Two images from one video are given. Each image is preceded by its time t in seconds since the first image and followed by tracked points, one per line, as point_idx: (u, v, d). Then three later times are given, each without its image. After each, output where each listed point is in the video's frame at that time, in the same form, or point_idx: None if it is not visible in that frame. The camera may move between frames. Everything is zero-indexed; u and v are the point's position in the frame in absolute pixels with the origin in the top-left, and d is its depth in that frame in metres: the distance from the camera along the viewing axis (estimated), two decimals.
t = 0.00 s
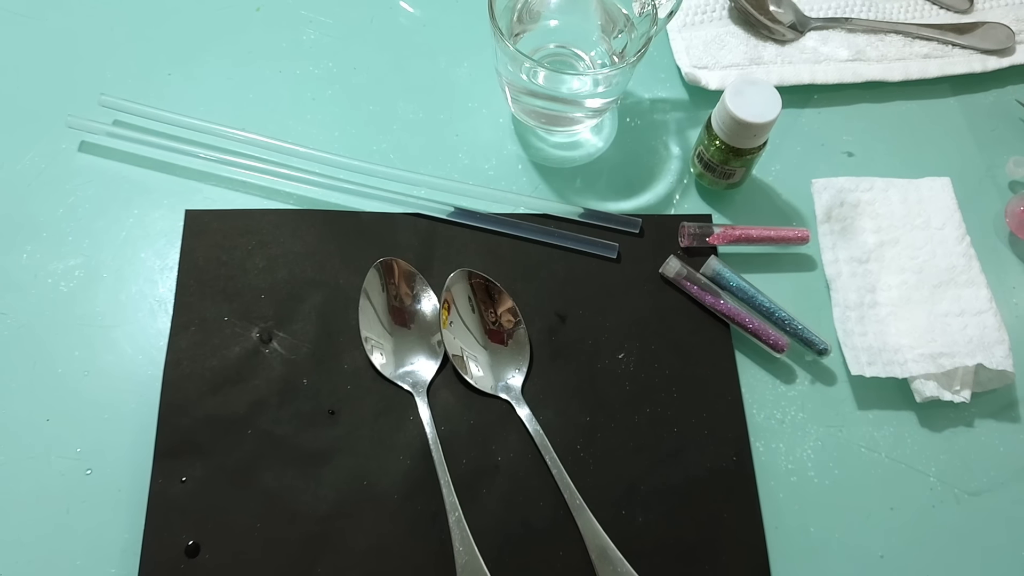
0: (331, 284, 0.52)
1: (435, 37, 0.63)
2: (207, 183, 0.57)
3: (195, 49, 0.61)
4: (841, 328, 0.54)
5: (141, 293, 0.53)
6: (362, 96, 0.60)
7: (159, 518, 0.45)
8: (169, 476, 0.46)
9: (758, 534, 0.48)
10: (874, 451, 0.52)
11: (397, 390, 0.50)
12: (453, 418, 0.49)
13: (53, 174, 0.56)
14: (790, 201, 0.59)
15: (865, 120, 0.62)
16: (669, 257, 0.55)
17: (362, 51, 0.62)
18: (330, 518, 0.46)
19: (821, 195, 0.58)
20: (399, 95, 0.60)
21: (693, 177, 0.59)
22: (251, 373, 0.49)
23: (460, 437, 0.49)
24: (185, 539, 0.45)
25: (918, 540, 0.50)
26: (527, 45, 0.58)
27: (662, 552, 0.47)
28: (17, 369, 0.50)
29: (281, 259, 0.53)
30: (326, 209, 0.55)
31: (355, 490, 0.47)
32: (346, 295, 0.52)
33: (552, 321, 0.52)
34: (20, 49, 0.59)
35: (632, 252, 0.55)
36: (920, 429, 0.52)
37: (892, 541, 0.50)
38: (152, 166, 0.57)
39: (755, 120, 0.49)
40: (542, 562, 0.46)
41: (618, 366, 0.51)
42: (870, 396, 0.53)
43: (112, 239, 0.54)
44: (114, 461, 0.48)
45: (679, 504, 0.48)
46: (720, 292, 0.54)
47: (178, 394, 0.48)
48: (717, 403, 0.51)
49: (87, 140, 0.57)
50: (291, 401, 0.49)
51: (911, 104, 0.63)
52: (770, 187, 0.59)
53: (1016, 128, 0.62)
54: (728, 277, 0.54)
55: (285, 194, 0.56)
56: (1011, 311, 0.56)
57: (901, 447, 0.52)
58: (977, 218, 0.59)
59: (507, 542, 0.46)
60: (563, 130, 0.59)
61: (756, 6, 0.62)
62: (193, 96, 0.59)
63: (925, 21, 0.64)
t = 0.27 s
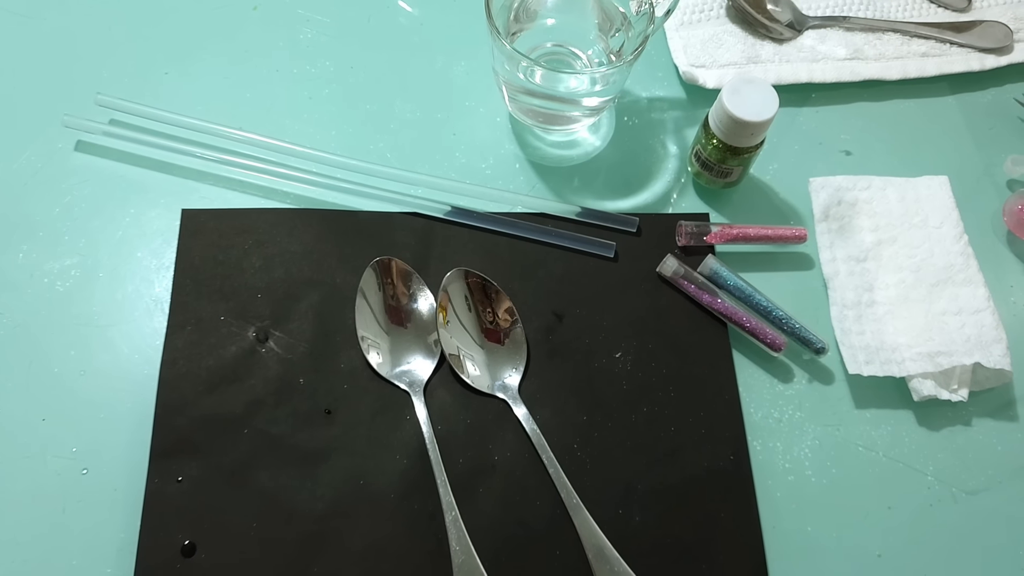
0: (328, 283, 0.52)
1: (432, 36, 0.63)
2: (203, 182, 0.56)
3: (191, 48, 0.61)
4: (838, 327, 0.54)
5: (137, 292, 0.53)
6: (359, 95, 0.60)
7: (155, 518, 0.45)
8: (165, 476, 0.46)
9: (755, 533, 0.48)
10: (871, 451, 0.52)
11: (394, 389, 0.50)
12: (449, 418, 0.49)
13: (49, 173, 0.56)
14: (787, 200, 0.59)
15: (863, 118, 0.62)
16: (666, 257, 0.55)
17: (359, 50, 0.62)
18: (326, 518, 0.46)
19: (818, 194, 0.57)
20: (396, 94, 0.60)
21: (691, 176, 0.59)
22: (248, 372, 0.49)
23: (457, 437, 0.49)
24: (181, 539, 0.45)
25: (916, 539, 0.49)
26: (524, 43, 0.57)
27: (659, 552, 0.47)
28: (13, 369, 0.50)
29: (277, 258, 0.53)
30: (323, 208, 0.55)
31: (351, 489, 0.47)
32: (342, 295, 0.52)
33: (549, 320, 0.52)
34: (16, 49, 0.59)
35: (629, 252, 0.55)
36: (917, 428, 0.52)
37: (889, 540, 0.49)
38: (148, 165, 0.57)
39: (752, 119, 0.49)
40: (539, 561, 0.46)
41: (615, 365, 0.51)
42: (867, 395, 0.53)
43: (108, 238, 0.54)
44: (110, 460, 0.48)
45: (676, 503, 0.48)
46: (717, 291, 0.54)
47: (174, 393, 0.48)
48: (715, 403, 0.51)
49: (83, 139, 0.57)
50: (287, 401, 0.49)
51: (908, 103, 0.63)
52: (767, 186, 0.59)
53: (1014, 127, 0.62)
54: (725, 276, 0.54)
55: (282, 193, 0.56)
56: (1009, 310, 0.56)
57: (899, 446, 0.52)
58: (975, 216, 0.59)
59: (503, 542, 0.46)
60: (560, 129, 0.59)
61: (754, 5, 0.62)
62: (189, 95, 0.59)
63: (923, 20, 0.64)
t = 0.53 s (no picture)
0: (327, 282, 0.52)
1: (431, 35, 0.63)
2: (203, 181, 0.56)
3: (191, 46, 0.60)
4: (838, 326, 0.54)
5: (137, 291, 0.53)
6: (358, 94, 0.60)
7: (154, 517, 0.45)
8: (164, 475, 0.46)
9: (754, 532, 0.48)
10: (871, 450, 0.52)
11: (393, 388, 0.50)
12: (449, 416, 0.49)
13: (48, 172, 0.56)
14: (787, 199, 0.59)
15: (862, 117, 0.62)
16: (666, 256, 0.55)
17: (358, 49, 0.61)
18: (326, 517, 0.46)
19: (818, 193, 0.57)
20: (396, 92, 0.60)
21: (690, 175, 0.59)
22: (247, 371, 0.49)
23: (457, 436, 0.49)
24: (180, 539, 0.45)
25: (916, 538, 0.49)
26: (524, 42, 0.57)
27: (658, 551, 0.47)
28: (13, 367, 0.50)
29: (277, 257, 0.53)
30: (322, 207, 0.55)
31: (351, 489, 0.47)
32: (342, 293, 0.52)
33: (549, 319, 0.52)
34: (15, 47, 0.59)
35: (628, 250, 0.55)
36: (917, 428, 0.52)
37: (889, 539, 0.49)
38: (148, 164, 0.57)
39: (751, 118, 0.49)
40: (539, 560, 0.46)
41: (615, 364, 0.51)
42: (867, 394, 0.53)
43: (108, 237, 0.54)
44: (110, 459, 0.48)
45: (676, 502, 0.48)
46: (717, 290, 0.54)
47: (173, 392, 0.48)
48: (714, 401, 0.51)
49: (82, 138, 0.57)
50: (287, 400, 0.49)
51: (908, 102, 0.63)
52: (767, 185, 0.59)
53: (1014, 126, 0.62)
54: (724, 275, 0.54)
55: (281, 192, 0.56)
56: (1008, 309, 0.56)
57: (898, 445, 0.52)
58: (975, 216, 0.59)
59: (503, 541, 0.46)
60: (560, 128, 0.59)
61: (754, 4, 0.62)
62: (189, 94, 0.59)
63: (923, 19, 0.63)
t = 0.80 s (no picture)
0: (330, 280, 0.52)
1: (434, 33, 0.62)
2: (205, 178, 0.56)
3: (193, 44, 0.60)
4: (840, 325, 0.54)
5: (139, 289, 0.53)
6: (361, 91, 0.60)
7: (157, 514, 0.45)
8: (167, 472, 0.46)
9: (757, 531, 0.48)
10: (873, 449, 0.52)
11: (396, 386, 0.50)
12: (452, 414, 0.49)
13: (51, 169, 0.56)
14: (790, 197, 0.58)
15: (865, 116, 0.62)
16: (669, 254, 0.55)
17: (361, 47, 0.61)
18: (329, 515, 0.46)
19: (821, 192, 0.57)
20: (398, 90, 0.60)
21: (693, 174, 0.59)
22: (250, 369, 0.49)
23: (459, 434, 0.49)
24: (183, 536, 0.44)
25: (918, 537, 0.49)
26: (527, 40, 0.57)
27: (661, 549, 0.47)
28: (15, 365, 0.50)
29: (280, 255, 0.53)
30: (325, 205, 0.55)
31: (354, 486, 0.47)
32: (345, 291, 0.52)
33: (552, 317, 0.52)
34: (18, 44, 0.59)
35: (631, 249, 0.55)
36: (920, 426, 0.52)
37: (891, 538, 0.49)
38: (150, 161, 0.57)
39: (755, 116, 0.49)
40: (542, 558, 0.46)
41: (618, 362, 0.51)
42: (869, 393, 0.53)
43: (110, 234, 0.54)
44: (112, 457, 0.48)
45: (679, 501, 0.48)
46: (720, 288, 0.54)
47: (176, 390, 0.48)
48: (717, 400, 0.51)
49: (85, 135, 0.57)
50: (289, 398, 0.49)
51: (911, 101, 0.63)
52: (770, 184, 0.59)
53: (1016, 125, 0.62)
54: (727, 273, 0.54)
55: (284, 189, 0.56)
56: (1011, 308, 0.56)
57: (901, 444, 0.52)
58: (977, 215, 0.59)
59: (506, 539, 0.46)
60: (563, 126, 0.59)
61: (757, 2, 0.62)
62: (191, 91, 0.59)
63: (925, 18, 0.63)
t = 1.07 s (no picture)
0: (334, 277, 0.52)
1: (438, 31, 0.62)
2: (209, 176, 0.56)
3: (197, 41, 0.60)
4: (845, 324, 0.54)
5: (144, 286, 0.53)
6: (365, 89, 0.60)
7: (162, 512, 0.45)
8: (171, 470, 0.46)
9: (762, 529, 0.48)
10: (878, 448, 0.52)
11: (401, 384, 0.50)
12: (456, 413, 0.49)
13: (55, 166, 0.56)
14: (794, 196, 0.58)
15: (869, 115, 0.62)
16: (673, 253, 0.55)
17: (365, 44, 0.61)
18: (334, 512, 0.46)
19: (825, 191, 0.57)
20: (403, 88, 0.60)
21: (698, 172, 0.59)
22: (254, 366, 0.49)
23: (464, 432, 0.49)
24: (188, 534, 0.44)
25: (922, 536, 0.49)
26: (531, 38, 0.57)
27: (665, 548, 0.47)
28: (20, 362, 0.50)
29: (284, 252, 0.53)
30: (329, 202, 0.55)
31: (359, 484, 0.47)
32: (349, 289, 0.52)
33: (557, 316, 0.52)
34: (22, 40, 0.59)
35: (635, 247, 0.55)
36: (924, 425, 0.52)
37: (895, 536, 0.49)
38: (154, 158, 0.57)
39: (760, 115, 0.49)
40: (546, 557, 0.46)
41: (622, 361, 0.51)
42: (874, 392, 0.53)
43: (115, 231, 0.54)
44: (117, 454, 0.48)
45: (683, 499, 0.48)
46: (724, 287, 0.54)
47: (180, 387, 0.48)
48: (722, 398, 0.51)
49: (89, 132, 0.57)
50: (294, 395, 0.48)
51: (915, 100, 0.63)
52: (774, 183, 0.59)
53: (1020, 124, 0.62)
54: (732, 272, 0.54)
55: (288, 187, 0.56)
56: (1015, 308, 0.56)
57: (905, 443, 0.52)
58: (982, 214, 0.59)
59: (511, 537, 0.46)
60: (567, 124, 0.59)
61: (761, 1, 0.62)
62: (196, 89, 0.59)
63: (930, 17, 0.63)
